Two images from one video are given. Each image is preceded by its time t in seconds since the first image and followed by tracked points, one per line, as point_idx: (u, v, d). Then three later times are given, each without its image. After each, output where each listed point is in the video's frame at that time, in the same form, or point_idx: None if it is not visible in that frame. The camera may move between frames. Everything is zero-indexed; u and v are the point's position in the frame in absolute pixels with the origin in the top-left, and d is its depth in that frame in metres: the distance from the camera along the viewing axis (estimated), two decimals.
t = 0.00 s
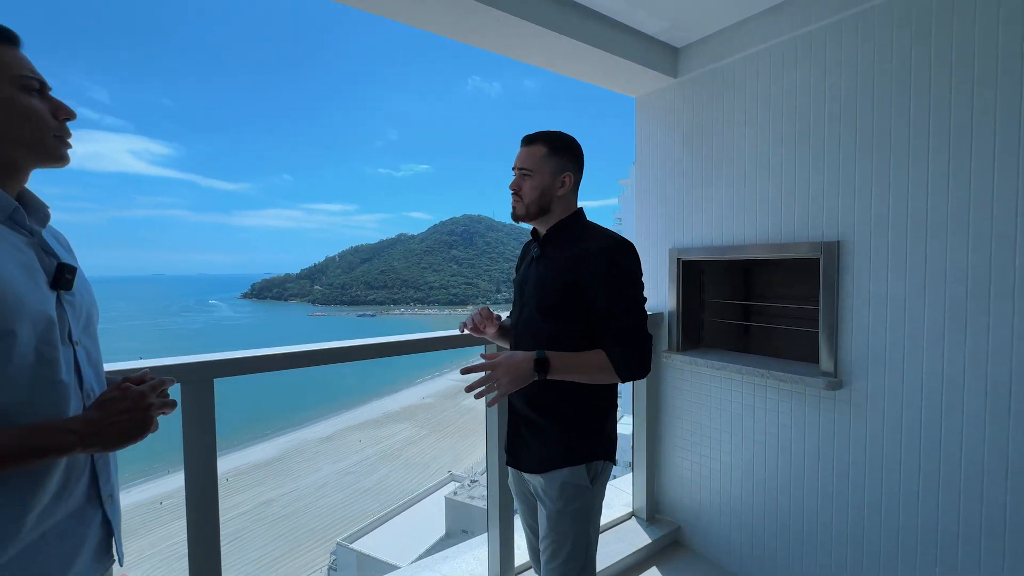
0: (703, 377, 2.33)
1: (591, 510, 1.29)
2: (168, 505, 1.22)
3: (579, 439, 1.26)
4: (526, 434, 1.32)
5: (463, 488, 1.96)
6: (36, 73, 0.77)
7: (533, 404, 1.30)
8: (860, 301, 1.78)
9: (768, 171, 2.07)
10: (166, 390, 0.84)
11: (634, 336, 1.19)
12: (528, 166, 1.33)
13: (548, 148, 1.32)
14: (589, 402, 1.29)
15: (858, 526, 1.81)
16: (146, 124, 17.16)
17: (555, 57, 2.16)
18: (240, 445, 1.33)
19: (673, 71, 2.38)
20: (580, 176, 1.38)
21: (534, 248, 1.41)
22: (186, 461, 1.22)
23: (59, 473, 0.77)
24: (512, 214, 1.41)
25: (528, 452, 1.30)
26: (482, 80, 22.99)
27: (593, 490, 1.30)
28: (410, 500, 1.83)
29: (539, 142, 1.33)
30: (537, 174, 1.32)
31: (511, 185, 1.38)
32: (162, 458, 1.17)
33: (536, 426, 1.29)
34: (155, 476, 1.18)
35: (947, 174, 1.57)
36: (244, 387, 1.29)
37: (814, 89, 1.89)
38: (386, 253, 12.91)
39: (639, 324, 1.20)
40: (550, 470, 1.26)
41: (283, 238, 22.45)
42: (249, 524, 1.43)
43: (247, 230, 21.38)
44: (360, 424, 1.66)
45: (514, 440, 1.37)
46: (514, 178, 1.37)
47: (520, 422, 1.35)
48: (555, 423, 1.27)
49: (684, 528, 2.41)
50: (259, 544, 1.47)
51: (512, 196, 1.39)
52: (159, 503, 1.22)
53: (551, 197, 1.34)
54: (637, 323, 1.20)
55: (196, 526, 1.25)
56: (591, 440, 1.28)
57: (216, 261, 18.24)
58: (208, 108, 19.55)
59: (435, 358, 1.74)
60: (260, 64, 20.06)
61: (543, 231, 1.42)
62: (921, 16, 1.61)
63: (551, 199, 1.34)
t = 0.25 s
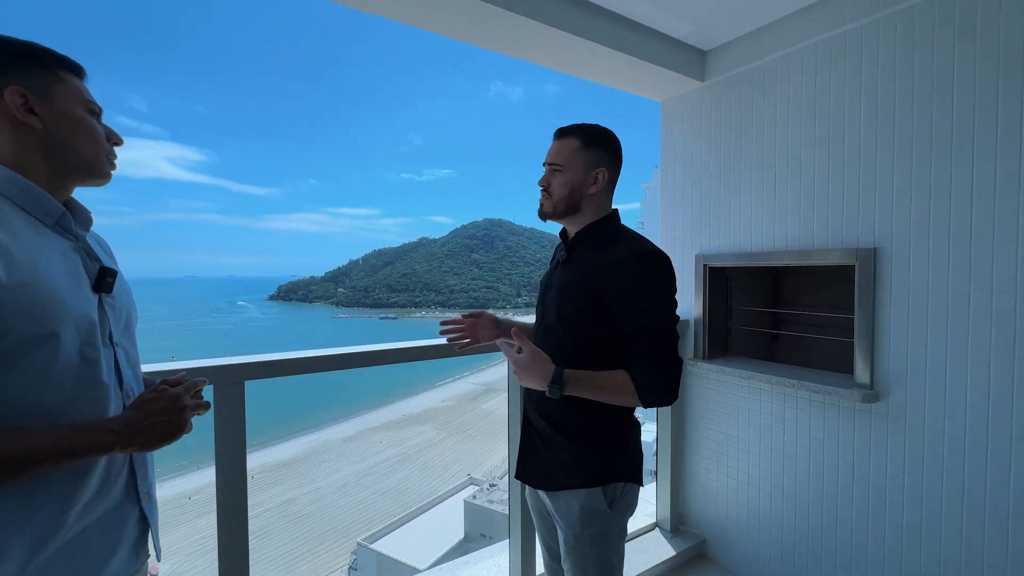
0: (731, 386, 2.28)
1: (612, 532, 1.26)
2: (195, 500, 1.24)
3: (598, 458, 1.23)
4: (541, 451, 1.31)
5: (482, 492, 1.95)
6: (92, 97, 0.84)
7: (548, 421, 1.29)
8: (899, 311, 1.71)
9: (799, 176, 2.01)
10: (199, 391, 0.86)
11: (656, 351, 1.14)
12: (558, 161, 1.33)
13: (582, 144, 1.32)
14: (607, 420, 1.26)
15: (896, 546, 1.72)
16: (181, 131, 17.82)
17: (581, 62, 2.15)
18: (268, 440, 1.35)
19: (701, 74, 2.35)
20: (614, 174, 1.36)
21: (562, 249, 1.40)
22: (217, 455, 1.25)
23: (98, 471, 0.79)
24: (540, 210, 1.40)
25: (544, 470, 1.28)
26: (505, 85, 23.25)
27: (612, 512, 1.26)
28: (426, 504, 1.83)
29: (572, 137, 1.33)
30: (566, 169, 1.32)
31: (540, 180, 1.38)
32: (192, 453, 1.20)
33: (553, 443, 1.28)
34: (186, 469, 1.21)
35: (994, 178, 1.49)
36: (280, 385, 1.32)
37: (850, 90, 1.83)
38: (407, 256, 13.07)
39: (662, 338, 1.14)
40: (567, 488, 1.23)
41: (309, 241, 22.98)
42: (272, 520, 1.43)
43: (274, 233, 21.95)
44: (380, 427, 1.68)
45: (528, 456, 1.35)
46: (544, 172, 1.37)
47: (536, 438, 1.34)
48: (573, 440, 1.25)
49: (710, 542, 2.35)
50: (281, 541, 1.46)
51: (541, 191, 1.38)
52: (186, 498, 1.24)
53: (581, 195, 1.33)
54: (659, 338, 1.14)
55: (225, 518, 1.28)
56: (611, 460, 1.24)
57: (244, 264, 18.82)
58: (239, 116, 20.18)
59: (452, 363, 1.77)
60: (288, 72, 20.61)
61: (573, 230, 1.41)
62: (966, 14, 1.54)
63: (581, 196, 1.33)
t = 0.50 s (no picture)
0: (750, 396, 2.25)
1: (621, 554, 1.24)
2: (215, 497, 1.27)
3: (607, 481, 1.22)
4: (556, 464, 1.33)
5: (494, 495, 2.00)
6: (135, 116, 0.90)
7: (563, 436, 1.31)
8: (924, 322, 1.67)
9: (822, 183, 1.98)
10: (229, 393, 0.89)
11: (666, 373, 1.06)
12: (564, 175, 1.39)
13: (582, 153, 1.35)
14: (620, 441, 1.24)
15: (921, 563, 1.68)
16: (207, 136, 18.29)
17: (600, 71, 2.17)
18: (289, 440, 1.37)
19: (720, 82, 2.34)
20: (622, 176, 1.34)
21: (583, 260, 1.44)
22: (242, 453, 1.29)
23: (135, 468, 0.82)
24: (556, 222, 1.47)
25: (557, 483, 1.31)
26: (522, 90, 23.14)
27: (623, 535, 1.24)
28: (437, 508, 1.89)
29: (575, 150, 1.37)
30: (570, 182, 1.37)
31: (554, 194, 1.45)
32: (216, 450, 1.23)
33: (566, 458, 1.30)
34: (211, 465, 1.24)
35: None
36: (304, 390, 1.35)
37: (875, 98, 1.81)
38: (423, 259, 13.18)
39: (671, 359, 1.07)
40: (576, 505, 1.26)
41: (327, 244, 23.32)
42: (285, 519, 1.43)
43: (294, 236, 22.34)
44: (394, 429, 1.72)
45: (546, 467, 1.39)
46: (555, 186, 1.43)
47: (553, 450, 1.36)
48: (584, 460, 1.25)
49: (728, 553, 2.31)
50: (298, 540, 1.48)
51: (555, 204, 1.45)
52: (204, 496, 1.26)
53: (587, 203, 1.36)
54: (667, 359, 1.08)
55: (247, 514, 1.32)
56: (621, 485, 1.22)
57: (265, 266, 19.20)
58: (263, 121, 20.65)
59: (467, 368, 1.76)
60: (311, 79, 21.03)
61: (591, 239, 1.44)
62: (996, 21, 1.51)
63: (587, 206, 1.36)
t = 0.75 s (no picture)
0: (764, 404, 2.23)
1: (634, 564, 1.25)
2: (229, 494, 1.29)
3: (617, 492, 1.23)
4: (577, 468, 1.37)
5: (504, 499, 2.03)
6: (164, 125, 0.94)
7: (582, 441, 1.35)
8: (944, 331, 1.65)
9: (838, 190, 1.97)
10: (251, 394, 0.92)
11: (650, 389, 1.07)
12: (572, 189, 1.46)
13: (585, 167, 1.40)
14: (627, 453, 1.23)
15: None
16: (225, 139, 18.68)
17: (614, 77, 2.18)
18: (304, 437, 1.40)
19: (736, 87, 2.33)
20: (625, 184, 1.35)
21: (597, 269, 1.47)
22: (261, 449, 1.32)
23: (164, 465, 0.85)
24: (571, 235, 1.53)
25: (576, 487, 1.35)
26: (535, 92, 23.25)
27: (635, 546, 1.24)
28: (445, 510, 1.91)
29: (580, 164, 1.43)
30: (576, 195, 1.43)
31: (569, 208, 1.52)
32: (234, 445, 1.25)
33: (584, 464, 1.33)
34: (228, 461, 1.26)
35: None
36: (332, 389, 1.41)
37: (893, 104, 1.79)
38: (435, 261, 13.27)
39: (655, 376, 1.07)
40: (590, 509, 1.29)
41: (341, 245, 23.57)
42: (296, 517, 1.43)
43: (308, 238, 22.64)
44: (404, 431, 1.75)
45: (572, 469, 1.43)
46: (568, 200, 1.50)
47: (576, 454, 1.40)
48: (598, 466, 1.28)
49: (740, 561, 2.30)
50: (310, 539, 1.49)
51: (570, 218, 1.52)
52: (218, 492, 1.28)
53: (592, 215, 1.40)
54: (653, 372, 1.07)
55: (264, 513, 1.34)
56: (633, 497, 1.22)
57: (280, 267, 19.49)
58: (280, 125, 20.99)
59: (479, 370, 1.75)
60: (326, 81, 21.35)
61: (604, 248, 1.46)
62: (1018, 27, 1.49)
63: (591, 217, 1.40)
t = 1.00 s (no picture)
0: (768, 407, 2.24)
1: (637, 558, 1.27)
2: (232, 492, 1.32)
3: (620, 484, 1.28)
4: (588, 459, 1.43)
5: (508, 500, 1.99)
6: (181, 126, 0.96)
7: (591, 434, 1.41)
8: (949, 335, 1.65)
9: (843, 194, 1.98)
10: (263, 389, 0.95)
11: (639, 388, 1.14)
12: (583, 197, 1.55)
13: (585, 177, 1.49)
14: (628, 448, 1.27)
15: None
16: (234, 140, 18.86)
17: (620, 80, 2.20)
18: (307, 438, 1.43)
19: (741, 91, 2.35)
20: (615, 192, 1.39)
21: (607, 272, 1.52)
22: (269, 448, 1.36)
23: (179, 458, 0.88)
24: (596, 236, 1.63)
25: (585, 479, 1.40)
26: (541, 95, 23.80)
27: (635, 539, 1.27)
28: (450, 512, 1.85)
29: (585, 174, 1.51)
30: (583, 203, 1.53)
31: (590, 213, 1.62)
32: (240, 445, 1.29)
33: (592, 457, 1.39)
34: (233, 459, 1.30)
35: None
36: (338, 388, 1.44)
37: (899, 108, 1.80)
38: (440, 262, 13.37)
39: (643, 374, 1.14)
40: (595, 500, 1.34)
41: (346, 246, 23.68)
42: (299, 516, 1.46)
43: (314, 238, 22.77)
44: (410, 430, 1.73)
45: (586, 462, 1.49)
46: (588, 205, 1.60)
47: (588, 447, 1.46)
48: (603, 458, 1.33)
49: (743, 563, 2.30)
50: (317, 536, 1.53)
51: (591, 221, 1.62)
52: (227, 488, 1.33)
53: (595, 221, 1.48)
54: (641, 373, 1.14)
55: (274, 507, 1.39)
56: (635, 490, 1.25)
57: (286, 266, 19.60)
58: (288, 126, 21.17)
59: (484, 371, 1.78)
60: (334, 82, 21.51)
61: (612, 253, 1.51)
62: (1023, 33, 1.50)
63: (592, 223, 1.49)
